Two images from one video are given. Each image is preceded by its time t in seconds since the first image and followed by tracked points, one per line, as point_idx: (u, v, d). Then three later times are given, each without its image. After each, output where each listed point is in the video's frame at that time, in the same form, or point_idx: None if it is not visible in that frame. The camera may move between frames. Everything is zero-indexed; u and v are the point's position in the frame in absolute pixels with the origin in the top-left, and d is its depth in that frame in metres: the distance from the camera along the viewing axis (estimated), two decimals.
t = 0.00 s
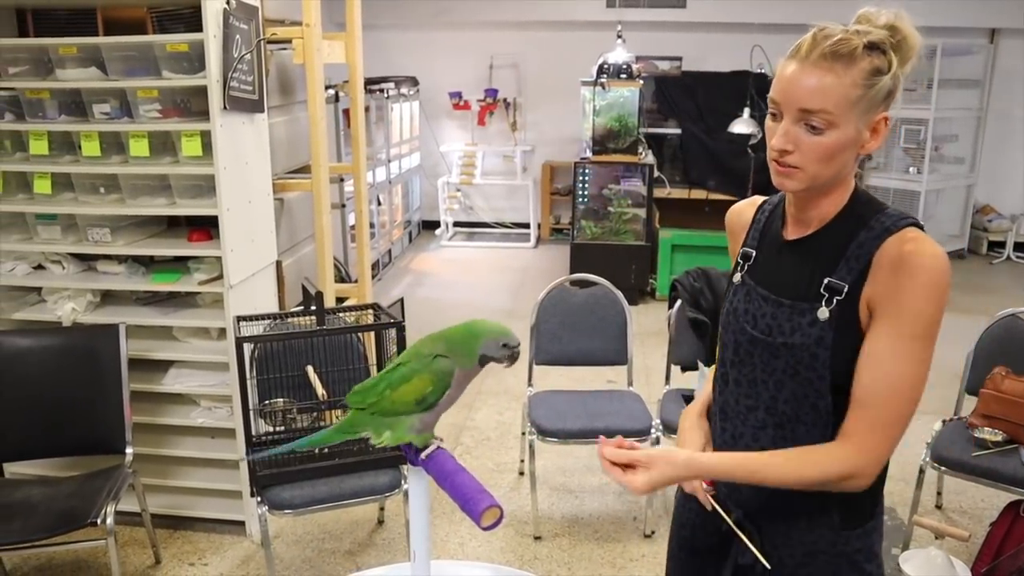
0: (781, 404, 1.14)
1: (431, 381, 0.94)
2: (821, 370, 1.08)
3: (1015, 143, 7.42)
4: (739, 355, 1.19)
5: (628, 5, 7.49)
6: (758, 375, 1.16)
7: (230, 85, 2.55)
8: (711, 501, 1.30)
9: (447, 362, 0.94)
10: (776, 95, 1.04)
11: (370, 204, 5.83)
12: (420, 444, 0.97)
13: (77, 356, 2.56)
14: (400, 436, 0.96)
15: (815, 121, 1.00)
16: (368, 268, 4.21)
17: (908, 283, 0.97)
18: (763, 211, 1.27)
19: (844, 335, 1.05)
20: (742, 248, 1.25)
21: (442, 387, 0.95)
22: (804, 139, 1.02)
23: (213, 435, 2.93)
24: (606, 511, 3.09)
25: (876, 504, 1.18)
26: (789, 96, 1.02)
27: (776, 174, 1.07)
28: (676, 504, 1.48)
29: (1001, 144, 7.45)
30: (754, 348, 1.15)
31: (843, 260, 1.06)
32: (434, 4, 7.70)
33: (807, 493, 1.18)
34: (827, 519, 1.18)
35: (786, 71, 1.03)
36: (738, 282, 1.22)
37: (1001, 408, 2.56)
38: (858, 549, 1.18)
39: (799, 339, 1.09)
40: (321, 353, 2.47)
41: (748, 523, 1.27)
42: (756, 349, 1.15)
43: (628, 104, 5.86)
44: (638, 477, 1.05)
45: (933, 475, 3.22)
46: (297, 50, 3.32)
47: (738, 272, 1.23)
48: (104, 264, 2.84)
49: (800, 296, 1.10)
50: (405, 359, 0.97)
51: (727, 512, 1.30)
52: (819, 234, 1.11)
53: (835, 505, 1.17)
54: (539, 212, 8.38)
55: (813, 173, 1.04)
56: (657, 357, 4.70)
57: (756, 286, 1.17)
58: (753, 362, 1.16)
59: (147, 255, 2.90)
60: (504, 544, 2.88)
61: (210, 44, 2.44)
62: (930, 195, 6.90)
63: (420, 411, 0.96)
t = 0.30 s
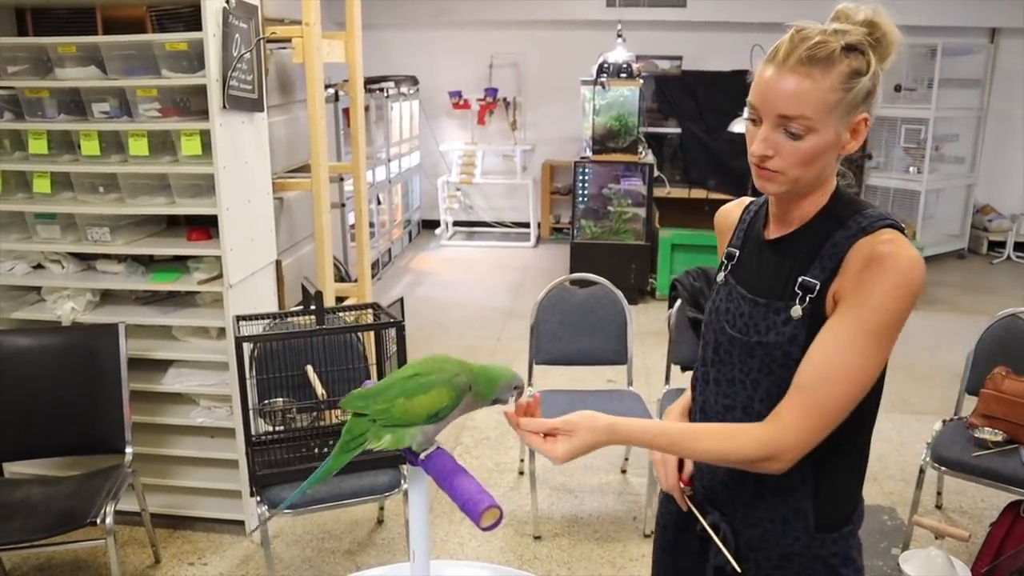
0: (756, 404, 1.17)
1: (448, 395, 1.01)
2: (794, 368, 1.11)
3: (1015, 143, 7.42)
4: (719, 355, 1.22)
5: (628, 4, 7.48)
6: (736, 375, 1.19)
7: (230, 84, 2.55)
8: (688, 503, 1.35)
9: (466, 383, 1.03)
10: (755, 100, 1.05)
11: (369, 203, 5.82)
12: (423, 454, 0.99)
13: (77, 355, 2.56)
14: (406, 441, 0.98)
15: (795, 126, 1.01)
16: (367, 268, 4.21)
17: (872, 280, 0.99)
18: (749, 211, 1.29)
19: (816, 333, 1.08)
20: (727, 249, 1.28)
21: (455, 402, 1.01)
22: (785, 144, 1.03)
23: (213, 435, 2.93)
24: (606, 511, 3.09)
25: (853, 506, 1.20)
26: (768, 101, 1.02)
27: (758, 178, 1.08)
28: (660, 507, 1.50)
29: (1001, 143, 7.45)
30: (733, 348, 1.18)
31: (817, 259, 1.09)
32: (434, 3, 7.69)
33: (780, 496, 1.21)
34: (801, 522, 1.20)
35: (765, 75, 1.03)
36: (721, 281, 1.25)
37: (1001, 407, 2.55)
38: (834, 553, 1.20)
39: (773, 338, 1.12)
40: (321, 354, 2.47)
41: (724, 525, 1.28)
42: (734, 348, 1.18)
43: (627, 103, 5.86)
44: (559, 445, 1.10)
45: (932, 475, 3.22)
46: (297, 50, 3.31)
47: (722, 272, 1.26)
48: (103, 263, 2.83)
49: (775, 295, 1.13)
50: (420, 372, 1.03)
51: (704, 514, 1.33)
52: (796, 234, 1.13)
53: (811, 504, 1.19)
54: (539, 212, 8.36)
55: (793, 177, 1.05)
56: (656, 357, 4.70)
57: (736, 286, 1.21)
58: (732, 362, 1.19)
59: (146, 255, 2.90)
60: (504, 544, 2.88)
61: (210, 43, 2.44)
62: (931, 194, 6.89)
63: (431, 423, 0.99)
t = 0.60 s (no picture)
0: (743, 406, 1.16)
1: (451, 396, 1.01)
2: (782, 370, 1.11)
3: (1015, 142, 7.42)
4: (706, 357, 1.21)
5: (629, 3, 7.47)
6: (723, 377, 1.18)
7: (230, 83, 2.54)
8: (677, 505, 1.34)
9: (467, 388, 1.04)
10: (739, 102, 1.04)
11: (369, 202, 5.82)
12: (422, 454, 0.99)
13: (77, 354, 2.55)
14: (406, 437, 0.98)
15: (779, 129, 1.01)
16: (367, 267, 4.21)
17: (857, 279, 0.99)
18: (736, 213, 1.29)
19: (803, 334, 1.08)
20: (715, 250, 1.28)
21: (457, 403, 1.01)
22: (770, 146, 1.03)
23: (212, 434, 2.93)
24: (606, 510, 3.09)
25: (843, 508, 1.20)
26: (753, 104, 1.02)
27: (744, 180, 1.08)
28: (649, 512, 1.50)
29: (1001, 143, 7.45)
30: (720, 349, 1.18)
31: (804, 259, 1.08)
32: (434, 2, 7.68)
33: (769, 498, 1.20)
34: (791, 525, 1.20)
35: (748, 78, 1.03)
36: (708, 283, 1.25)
37: (1001, 407, 2.55)
38: (823, 555, 1.20)
39: (761, 339, 1.12)
40: (321, 353, 2.46)
41: (713, 528, 1.28)
42: (721, 350, 1.18)
43: (628, 102, 5.86)
44: (543, 445, 1.09)
45: (932, 475, 3.22)
46: (297, 49, 3.31)
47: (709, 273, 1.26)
48: (103, 263, 2.83)
49: (762, 297, 1.13)
50: (423, 371, 1.03)
51: (692, 518, 1.32)
52: (782, 235, 1.13)
53: (800, 506, 1.19)
54: (539, 211, 8.36)
55: (779, 179, 1.05)
56: (656, 357, 4.70)
57: (723, 287, 1.21)
58: (719, 364, 1.19)
59: (146, 254, 2.90)
60: (504, 543, 2.87)
61: (210, 42, 2.44)
62: (931, 194, 6.89)
63: (431, 422, 0.99)
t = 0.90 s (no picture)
0: (741, 406, 1.16)
1: (443, 389, 1.00)
2: (782, 370, 1.10)
3: (1015, 142, 7.42)
4: (700, 358, 1.21)
5: (629, 3, 7.46)
6: (718, 378, 1.18)
7: (229, 82, 2.54)
8: (675, 506, 1.32)
9: (458, 376, 1.02)
10: (738, 98, 1.04)
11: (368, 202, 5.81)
12: (420, 452, 0.98)
13: (76, 354, 2.55)
14: (401, 438, 0.98)
15: (779, 125, 1.01)
16: (367, 267, 4.20)
17: (864, 281, 0.99)
18: (725, 212, 1.28)
19: (802, 334, 1.07)
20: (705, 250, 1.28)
21: (450, 395, 1.01)
22: (769, 143, 1.02)
23: (212, 434, 2.92)
24: (606, 510, 3.09)
25: (841, 508, 1.20)
26: (753, 100, 1.02)
27: (740, 178, 1.07)
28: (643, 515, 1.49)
29: (1001, 142, 7.45)
30: (715, 350, 1.17)
31: (802, 259, 1.08)
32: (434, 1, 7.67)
33: (768, 497, 1.20)
34: (790, 523, 1.20)
35: (747, 74, 1.03)
36: (700, 283, 1.25)
37: (1002, 407, 2.54)
38: (823, 552, 1.20)
39: (759, 339, 1.11)
40: (320, 353, 2.46)
41: (711, 529, 1.27)
42: (716, 350, 1.17)
43: (627, 102, 5.85)
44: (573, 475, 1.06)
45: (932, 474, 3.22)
46: (296, 48, 3.30)
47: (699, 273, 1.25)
48: (103, 262, 2.82)
49: (760, 297, 1.12)
50: (412, 369, 1.03)
51: (690, 518, 1.31)
52: (776, 235, 1.13)
53: (798, 505, 1.19)
54: (539, 210, 8.35)
55: (776, 176, 1.04)
56: (656, 356, 4.69)
57: (716, 287, 1.20)
58: (714, 365, 1.18)
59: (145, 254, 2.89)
60: (504, 543, 2.87)
61: (209, 42, 2.43)
62: (931, 194, 6.89)
63: (427, 418, 0.99)
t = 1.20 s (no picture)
0: (759, 403, 1.12)
1: (433, 384, 0.99)
2: (806, 360, 1.09)
3: (1015, 141, 7.42)
4: (701, 362, 1.15)
5: (629, 1, 7.45)
6: (729, 378, 1.13)
7: (227, 82, 2.53)
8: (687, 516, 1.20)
9: (447, 367, 1.00)
10: (762, 84, 1.02)
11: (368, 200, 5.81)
12: (418, 449, 0.98)
13: (75, 353, 2.54)
14: (396, 439, 0.97)
15: (807, 113, 1.01)
16: (366, 266, 4.20)
17: (903, 271, 1.04)
18: (692, 210, 1.19)
19: (825, 323, 1.08)
20: (678, 250, 1.19)
21: (442, 389, 0.99)
22: (795, 130, 1.01)
23: (211, 434, 2.92)
24: (606, 509, 3.08)
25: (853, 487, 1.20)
26: (781, 86, 1.00)
27: (754, 168, 1.05)
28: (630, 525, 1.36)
29: (1001, 141, 7.45)
30: (723, 351, 1.13)
31: (812, 251, 1.08)
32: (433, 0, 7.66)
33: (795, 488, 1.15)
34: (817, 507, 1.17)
35: (768, 60, 1.01)
36: (685, 285, 1.17)
37: (1002, 406, 2.53)
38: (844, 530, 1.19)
39: (779, 334, 1.09)
40: (318, 352, 2.46)
41: (734, 528, 1.18)
42: (726, 350, 1.13)
43: (627, 101, 5.85)
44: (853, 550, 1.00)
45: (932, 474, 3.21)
46: (295, 47, 3.30)
47: (682, 277, 1.17)
48: (101, 262, 2.82)
49: (773, 292, 1.10)
50: (401, 367, 1.01)
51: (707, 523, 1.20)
52: (775, 232, 1.11)
53: (823, 489, 1.15)
54: (538, 210, 8.34)
55: (792, 165, 1.04)
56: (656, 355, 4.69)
57: (711, 288, 1.15)
58: (722, 366, 1.14)
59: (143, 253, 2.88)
60: (503, 543, 2.87)
61: (207, 41, 2.42)
62: (931, 193, 6.88)
63: (421, 415, 0.98)
